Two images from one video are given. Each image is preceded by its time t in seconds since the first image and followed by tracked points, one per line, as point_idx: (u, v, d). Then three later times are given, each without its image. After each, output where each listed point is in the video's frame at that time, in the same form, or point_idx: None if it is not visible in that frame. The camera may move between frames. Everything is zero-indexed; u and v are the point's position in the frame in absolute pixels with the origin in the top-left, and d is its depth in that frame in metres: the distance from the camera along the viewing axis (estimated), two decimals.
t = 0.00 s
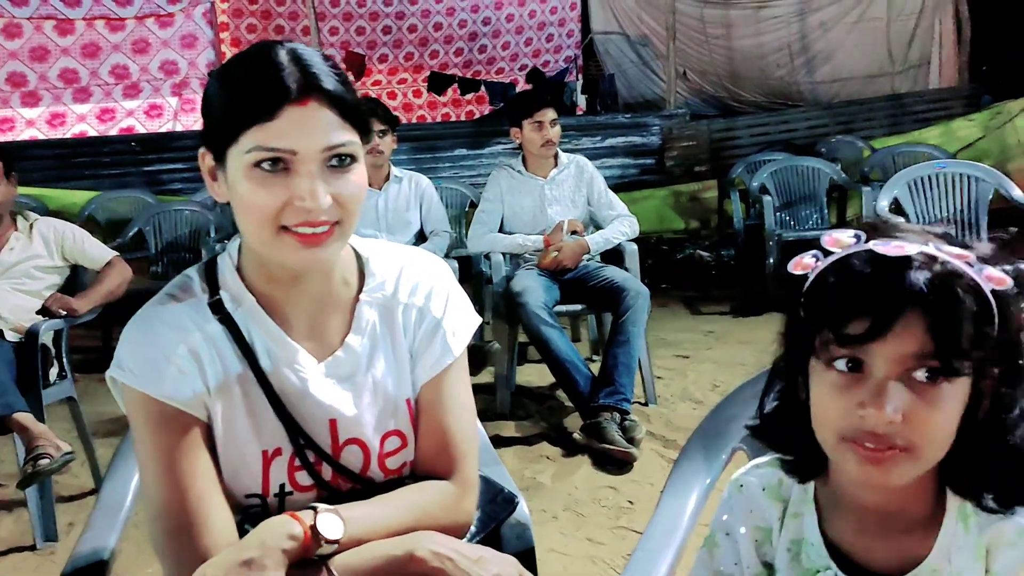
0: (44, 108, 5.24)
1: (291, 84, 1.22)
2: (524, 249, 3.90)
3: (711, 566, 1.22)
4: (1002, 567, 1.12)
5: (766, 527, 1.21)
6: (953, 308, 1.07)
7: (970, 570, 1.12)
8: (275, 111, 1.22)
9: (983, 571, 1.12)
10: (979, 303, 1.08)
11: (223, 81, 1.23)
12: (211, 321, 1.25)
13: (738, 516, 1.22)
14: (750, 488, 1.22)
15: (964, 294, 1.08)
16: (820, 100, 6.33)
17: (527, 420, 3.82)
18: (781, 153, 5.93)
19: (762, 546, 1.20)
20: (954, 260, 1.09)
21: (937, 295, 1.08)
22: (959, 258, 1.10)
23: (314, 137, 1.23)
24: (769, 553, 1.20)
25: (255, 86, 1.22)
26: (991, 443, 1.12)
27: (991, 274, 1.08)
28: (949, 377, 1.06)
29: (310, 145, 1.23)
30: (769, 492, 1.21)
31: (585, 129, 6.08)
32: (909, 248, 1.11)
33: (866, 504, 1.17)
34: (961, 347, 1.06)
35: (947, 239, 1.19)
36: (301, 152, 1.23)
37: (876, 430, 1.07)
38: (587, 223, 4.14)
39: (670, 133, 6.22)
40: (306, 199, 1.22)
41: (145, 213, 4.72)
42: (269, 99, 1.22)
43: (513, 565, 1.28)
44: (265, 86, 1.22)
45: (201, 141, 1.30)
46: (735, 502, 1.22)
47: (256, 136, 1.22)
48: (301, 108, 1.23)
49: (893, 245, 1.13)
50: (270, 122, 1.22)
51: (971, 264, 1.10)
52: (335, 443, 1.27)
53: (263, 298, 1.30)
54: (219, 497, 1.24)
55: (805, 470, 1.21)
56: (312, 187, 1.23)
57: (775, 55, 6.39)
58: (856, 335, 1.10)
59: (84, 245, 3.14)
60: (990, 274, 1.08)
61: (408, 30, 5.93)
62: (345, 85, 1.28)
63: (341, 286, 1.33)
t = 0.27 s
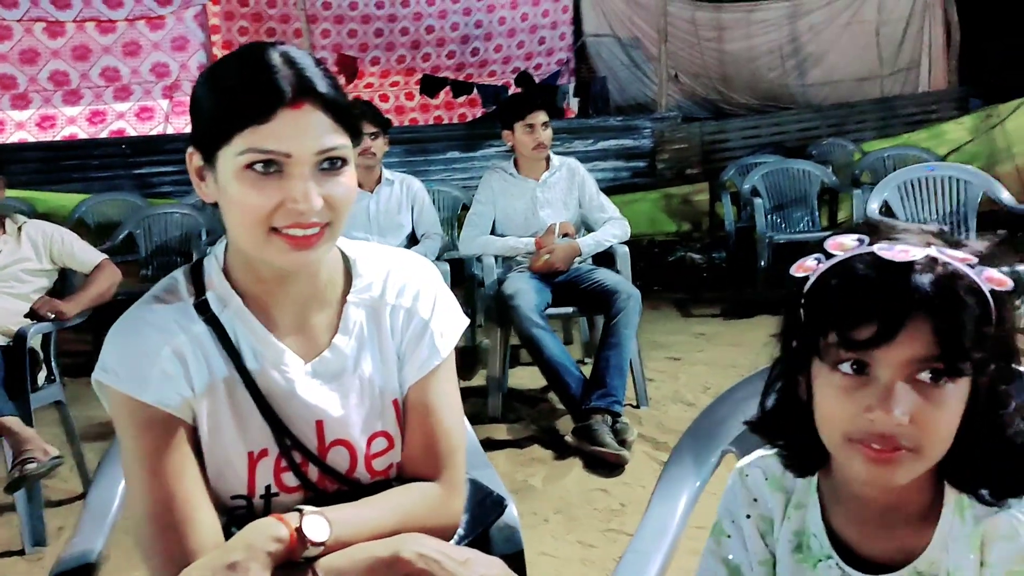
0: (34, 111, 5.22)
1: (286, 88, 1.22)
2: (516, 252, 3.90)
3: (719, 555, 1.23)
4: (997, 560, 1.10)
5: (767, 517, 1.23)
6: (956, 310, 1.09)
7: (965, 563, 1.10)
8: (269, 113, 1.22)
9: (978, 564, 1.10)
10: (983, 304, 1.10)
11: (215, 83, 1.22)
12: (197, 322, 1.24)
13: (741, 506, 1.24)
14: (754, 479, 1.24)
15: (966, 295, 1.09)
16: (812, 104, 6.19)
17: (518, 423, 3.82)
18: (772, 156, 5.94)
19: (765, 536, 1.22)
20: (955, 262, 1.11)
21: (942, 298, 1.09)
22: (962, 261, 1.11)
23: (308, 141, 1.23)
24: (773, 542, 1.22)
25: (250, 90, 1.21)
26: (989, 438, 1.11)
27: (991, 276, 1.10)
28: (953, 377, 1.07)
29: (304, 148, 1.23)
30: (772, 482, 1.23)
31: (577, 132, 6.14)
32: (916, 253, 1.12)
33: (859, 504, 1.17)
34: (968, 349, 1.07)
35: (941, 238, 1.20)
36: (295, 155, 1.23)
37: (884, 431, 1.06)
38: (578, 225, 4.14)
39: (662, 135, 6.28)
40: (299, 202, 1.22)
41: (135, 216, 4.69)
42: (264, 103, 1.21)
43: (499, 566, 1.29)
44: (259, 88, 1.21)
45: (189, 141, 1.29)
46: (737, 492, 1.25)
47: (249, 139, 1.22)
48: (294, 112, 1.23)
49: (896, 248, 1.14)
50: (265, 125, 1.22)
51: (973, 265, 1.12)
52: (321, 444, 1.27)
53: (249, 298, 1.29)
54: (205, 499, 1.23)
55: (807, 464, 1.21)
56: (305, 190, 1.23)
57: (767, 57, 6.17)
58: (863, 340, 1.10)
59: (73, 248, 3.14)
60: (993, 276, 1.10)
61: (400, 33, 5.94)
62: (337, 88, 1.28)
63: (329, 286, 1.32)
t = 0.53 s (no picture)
0: (26, 114, 5.21)
1: (286, 96, 1.22)
2: (509, 256, 3.90)
3: (730, 565, 1.22)
4: (1006, 536, 1.10)
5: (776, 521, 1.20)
6: (961, 306, 1.08)
7: (975, 545, 1.10)
8: (268, 120, 1.21)
9: (989, 543, 1.10)
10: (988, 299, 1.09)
11: (214, 88, 1.21)
12: (185, 328, 1.23)
13: (749, 511, 1.21)
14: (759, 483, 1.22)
15: (970, 291, 1.09)
16: (805, 107, 6.23)
17: (512, 427, 3.81)
18: (764, 159, 5.95)
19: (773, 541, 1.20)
20: (957, 259, 1.10)
21: (946, 294, 1.09)
22: (964, 257, 1.10)
23: (309, 148, 1.23)
24: (783, 547, 1.19)
25: (251, 96, 1.21)
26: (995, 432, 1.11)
27: (993, 270, 1.09)
28: (960, 369, 1.07)
29: (305, 155, 1.23)
30: (779, 486, 1.21)
31: (570, 135, 6.13)
32: (919, 250, 1.11)
33: (854, 509, 1.17)
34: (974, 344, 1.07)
35: (941, 235, 1.20)
36: (295, 162, 1.23)
37: (895, 426, 1.07)
38: (571, 228, 4.14)
39: (655, 139, 6.24)
40: (298, 209, 1.22)
41: (127, 219, 4.68)
42: (265, 109, 1.21)
43: (490, 570, 1.28)
44: (259, 95, 1.21)
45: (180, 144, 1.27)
46: (743, 498, 1.22)
47: (248, 145, 1.21)
48: (293, 119, 1.23)
49: (900, 246, 1.13)
50: (265, 131, 1.21)
51: (975, 260, 1.11)
52: (312, 450, 1.26)
53: (239, 304, 1.28)
54: (195, 506, 1.23)
55: (813, 462, 1.20)
56: (304, 196, 1.23)
57: (759, 61, 6.30)
58: (871, 337, 1.09)
59: (64, 252, 3.13)
60: (996, 271, 1.09)
61: (393, 36, 5.94)
62: (333, 95, 1.28)
63: (319, 292, 1.31)
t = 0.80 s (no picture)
0: (19, 118, 5.21)
1: (304, 119, 1.21)
2: (503, 258, 3.90)
3: (710, 566, 1.27)
4: (987, 559, 1.09)
5: (757, 524, 1.24)
6: (932, 314, 1.09)
7: (954, 564, 1.11)
8: (289, 144, 1.20)
9: (967, 564, 1.11)
10: (962, 308, 1.11)
11: (230, 109, 1.17)
12: (173, 334, 1.23)
13: (730, 516, 1.26)
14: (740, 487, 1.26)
15: (943, 298, 1.10)
16: (800, 109, 6.25)
17: (507, 429, 3.81)
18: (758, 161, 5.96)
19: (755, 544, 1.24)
20: (931, 266, 1.12)
21: (920, 300, 1.10)
22: (940, 265, 1.13)
23: (326, 167, 1.23)
24: (764, 551, 1.23)
25: (271, 119, 1.19)
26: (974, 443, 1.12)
27: (967, 279, 1.12)
28: (930, 376, 1.07)
29: (324, 175, 1.23)
30: (759, 490, 1.25)
31: (565, 137, 6.12)
32: (893, 255, 1.14)
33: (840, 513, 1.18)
34: (945, 349, 1.08)
35: (924, 246, 1.22)
36: (316, 183, 1.23)
37: (861, 431, 1.07)
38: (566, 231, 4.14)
39: (650, 141, 6.26)
40: (318, 228, 1.22)
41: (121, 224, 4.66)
42: (286, 133, 1.20)
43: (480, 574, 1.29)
44: (276, 119, 1.19)
45: (177, 157, 1.22)
46: (725, 502, 1.27)
47: (269, 169, 1.19)
48: (310, 140, 1.22)
49: (876, 252, 1.15)
50: (287, 154, 1.20)
51: (950, 269, 1.13)
52: (302, 455, 1.27)
53: (228, 310, 1.29)
54: (185, 512, 1.23)
55: (791, 470, 1.22)
56: (322, 215, 1.23)
57: (753, 62, 6.33)
58: (841, 339, 1.11)
59: (56, 257, 3.12)
60: (971, 280, 1.12)
61: (388, 40, 5.94)
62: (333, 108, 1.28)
63: (310, 298, 1.31)
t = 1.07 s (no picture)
0: (14, 121, 5.19)
1: (295, 134, 1.21)
2: (499, 260, 3.89)
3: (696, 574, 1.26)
4: (974, 565, 1.10)
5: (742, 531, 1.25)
6: (901, 319, 1.09)
7: (940, 570, 1.11)
8: (280, 160, 1.20)
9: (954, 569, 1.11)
10: (933, 314, 1.11)
11: (222, 124, 1.17)
12: (165, 338, 1.23)
13: (715, 523, 1.26)
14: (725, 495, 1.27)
15: (912, 303, 1.10)
16: (794, 109, 6.39)
17: (503, 430, 3.82)
18: (754, 162, 5.97)
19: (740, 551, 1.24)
20: (901, 273, 1.12)
21: (887, 306, 1.10)
22: (909, 270, 1.13)
23: (315, 181, 1.23)
24: (749, 557, 1.24)
25: (263, 135, 1.18)
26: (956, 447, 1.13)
27: (939, 283, 1.11)
28: (902, 384, 1.08)
29: (313, 190, 1.23)
30: (743, 497, 1.26)
31: (561, 138, 6.11)
32: (860, 261, 1.14)
33: (831, 516, 1.18)
34: (916, 355, 1.08)
35: (905, 251, 1.23)
36: (306, 200, 1.23)
37: (834, 441, 1.08)
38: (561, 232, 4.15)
39: (646, 141, 6.27)
40: (307, 242, 1.23)
41: (117, 226, 4.64)
42: (277, 149, 1.19)
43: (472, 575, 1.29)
44: (269, 135, 1.19)
45: (167, 168, 1.21)
46: (710, 510, 1.27)
47: (258, 184, 1.19)
48: (300, 156, 1.22)
49: (846, 259, 1.16)
50: (278, 170, 1.20)
51: (921, 273, 1.13)
52: (295, 458, 1.27)
53: (220, 315, 1.29)
54: (177, 515, 1.24)
55: (776, 479, 1.22)
56: (312, 229, 1.23)
57: (750, 64, 6.40)
58: (809, 349, 1.12)
59: (51, 260, 3.12)
60: (941, 284, 1.11)
61: (384, 41, 5.93)
62: (324, 120, 1.28)
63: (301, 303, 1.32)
